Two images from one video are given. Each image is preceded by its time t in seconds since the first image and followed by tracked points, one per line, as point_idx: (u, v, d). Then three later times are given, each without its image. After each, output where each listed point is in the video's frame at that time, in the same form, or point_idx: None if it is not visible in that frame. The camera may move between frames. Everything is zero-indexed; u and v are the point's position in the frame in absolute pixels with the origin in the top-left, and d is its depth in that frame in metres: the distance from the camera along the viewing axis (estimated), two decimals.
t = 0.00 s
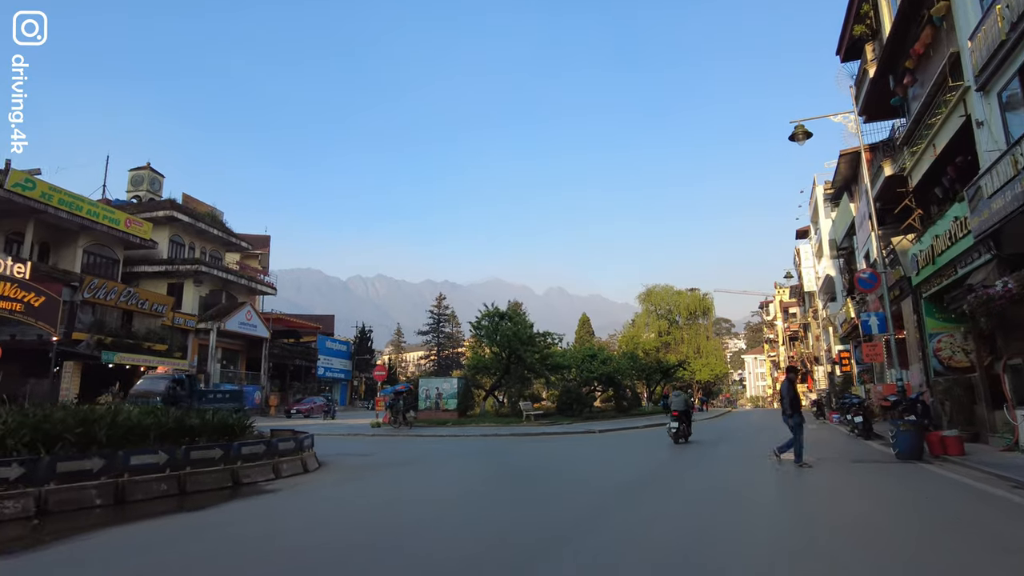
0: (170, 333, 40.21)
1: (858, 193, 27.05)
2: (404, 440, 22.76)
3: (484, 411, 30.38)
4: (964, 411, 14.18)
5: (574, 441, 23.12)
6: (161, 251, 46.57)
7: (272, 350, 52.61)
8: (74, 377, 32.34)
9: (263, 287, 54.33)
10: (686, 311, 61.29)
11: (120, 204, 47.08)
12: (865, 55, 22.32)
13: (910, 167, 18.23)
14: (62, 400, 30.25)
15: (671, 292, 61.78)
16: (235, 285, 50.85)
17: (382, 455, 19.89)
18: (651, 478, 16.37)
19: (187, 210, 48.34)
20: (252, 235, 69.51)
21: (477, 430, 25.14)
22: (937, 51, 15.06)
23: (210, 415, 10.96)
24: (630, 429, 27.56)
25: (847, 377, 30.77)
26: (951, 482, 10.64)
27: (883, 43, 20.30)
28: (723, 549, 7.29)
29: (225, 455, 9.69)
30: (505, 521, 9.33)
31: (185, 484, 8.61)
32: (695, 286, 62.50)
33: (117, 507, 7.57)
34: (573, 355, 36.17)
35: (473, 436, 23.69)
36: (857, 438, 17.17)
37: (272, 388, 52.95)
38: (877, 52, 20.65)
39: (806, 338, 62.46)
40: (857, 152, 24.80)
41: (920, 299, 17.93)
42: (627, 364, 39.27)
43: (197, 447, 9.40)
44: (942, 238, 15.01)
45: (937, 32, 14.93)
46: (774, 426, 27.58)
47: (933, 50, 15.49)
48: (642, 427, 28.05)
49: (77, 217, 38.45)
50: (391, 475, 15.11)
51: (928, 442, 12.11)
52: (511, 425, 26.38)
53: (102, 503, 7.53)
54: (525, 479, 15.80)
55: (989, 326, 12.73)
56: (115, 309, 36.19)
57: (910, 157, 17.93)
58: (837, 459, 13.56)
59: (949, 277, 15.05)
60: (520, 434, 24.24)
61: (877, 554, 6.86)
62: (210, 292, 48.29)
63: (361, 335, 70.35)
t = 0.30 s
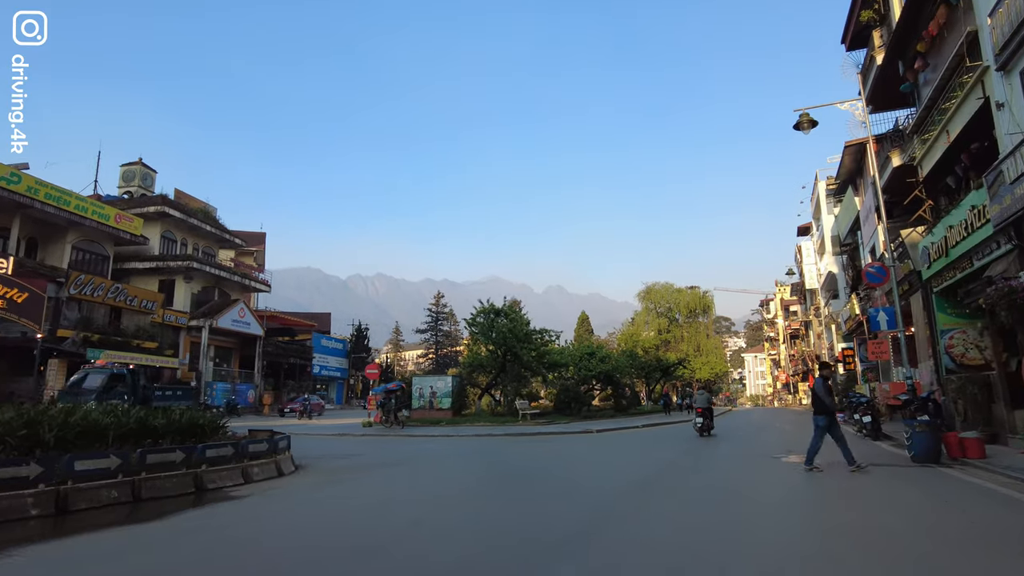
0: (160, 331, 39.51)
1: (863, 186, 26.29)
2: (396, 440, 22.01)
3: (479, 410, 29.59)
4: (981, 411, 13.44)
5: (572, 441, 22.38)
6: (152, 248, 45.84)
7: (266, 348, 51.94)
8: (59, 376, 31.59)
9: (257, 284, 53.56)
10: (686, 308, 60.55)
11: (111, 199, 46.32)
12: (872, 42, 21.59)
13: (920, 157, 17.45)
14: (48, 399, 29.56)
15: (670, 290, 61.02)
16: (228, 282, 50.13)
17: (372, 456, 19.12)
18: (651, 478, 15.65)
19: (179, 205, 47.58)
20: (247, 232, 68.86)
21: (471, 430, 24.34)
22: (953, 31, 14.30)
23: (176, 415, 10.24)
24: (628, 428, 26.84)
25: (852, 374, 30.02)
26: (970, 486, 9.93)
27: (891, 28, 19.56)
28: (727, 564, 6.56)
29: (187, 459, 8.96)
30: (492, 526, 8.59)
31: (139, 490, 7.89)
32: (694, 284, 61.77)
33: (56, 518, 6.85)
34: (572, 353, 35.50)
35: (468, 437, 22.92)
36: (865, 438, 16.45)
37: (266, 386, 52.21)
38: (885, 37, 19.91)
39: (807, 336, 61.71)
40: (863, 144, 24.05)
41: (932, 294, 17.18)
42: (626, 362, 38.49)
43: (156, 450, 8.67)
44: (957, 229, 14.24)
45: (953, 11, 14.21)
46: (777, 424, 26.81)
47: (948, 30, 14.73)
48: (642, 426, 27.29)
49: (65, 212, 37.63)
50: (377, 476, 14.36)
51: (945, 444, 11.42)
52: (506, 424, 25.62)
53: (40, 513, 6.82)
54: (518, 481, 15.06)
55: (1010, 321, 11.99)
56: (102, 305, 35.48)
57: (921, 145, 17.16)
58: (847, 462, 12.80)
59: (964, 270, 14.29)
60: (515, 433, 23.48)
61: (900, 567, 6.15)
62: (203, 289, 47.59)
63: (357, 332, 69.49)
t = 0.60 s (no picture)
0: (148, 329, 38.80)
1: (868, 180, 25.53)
2: (386, 441, 21.23)
3: (473, 410, 28.81)
4: (998, 410, 12.74)
5: (568, 442, 21.62)
6: (143, 244, 45.10)
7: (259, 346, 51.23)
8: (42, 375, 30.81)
9: (250, 282, 52.78)
10: (685, 307, 59.79)
11: (101, 195, 45.54)
12: (878, 29, 20.87)
13: (930, 146, 16.70)
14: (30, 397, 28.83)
15: (670, 288, 60.29)
16: (219, 280, 49.39)
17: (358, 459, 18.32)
18: (654, 480, 14.86)
19: (170, 201, 46.82)
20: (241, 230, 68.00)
21: (464, 430, 23.54)
22: (969, 10, 13.56)
23: (135, 416, 9.49)
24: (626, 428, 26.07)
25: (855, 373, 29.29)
26: (990, 490, 9.21)
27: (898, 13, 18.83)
28: None
29: (139, 464, 8.19)
30: (470, 530, 7.81)
31: (80, 499, 7.14)
32: (694, 282, 61.03)
33: None
34: (568, 351, 34.81)
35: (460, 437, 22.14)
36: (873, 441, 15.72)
37: (259, 385, 51.44)
38: (891, 23, 19.18)
39: (808, 334, 60.94)
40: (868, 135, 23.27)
41: (942, 289, 16.46)
42: (625, 360, 37.72)
43: (104, 453, 7.90)
44: (973, 219, 13.47)
45: None
46: (779, 425, 26.10)
47: (962, 11, 14.00)
48: (640, 426, 26.60)
49: (52, 207, 36.82)
50: (361, 478, 13.59)
51: (963, 446, 10.69)
52: (500, 424, 24.87)
53: None
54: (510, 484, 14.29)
55: None
56: (89, 303, 34.77)
57: (931, 134, 16.41)
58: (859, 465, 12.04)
59: (980, 261, 13.53)
60: (510, 434, 22.72)
61: None
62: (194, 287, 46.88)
63: (353, 330, 68.55)
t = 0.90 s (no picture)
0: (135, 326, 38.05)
1: (872, 172, 24.76)
2: (374, 443, 20.43)
3: (466, 409, 28.01)
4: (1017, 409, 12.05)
5: (564, 442, 20.84)
6: (132, 240, 44.30)
7: (250, 344, 50.47)
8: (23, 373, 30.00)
9: (242, 279, 51.99)
10: (684, 304, 59.06)
11: (88, 190, 44.71)
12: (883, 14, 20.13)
13: (939, 133, 15.91)
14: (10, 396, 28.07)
15: (668, 286, 59.61)
16: (210, 276, 48.58)
17: (344, 460, 17.55)
18: (656, 481, 14.10)
19: (160, 196, 46.00)
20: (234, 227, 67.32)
21: (456, 430, 22.74)
22: None
23: (84, 416, 8.68)
24: (623, 427, 25.28)
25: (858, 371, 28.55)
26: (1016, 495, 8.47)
27: None
28: None
29: (81, 469, 7.37)
30: (449, 537, 7.06)
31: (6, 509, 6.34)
32: (692, 280, 60.32)
33: None
34: (564, 349, 34.19)
35: (450, 437, 21.37)
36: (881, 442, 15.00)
37: (251, 384, 50.60)
38: (898, 7, 18.42)
39: (808, 332, 60.17)
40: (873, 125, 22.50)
41: (952, 283, 15.70)
42: (622, 358, 36.97)
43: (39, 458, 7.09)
44: (988, 206, 12.71)
45: None
46: (781, 424, 25.35)
47: None
48: (638, 425, 25.82)
49: (37, 202, 35.94)
50: (342, 481, 12.81)
51: (984, 450, 9.96)
52: (494, 424, 24.07)
53: None
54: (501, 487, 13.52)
55: None
56: (73, 299, 34.01)
57: (941, 120, 15.63)
58: (872, 468, 11.29)
59: (996, 252, 12.77)
60: (504, 434, 21.92)
61: None
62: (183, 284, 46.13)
63: (348, 328, 67.62)
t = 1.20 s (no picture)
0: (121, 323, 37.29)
1: (875, 164, 23.99)
2: (359, 443, 19.56)
3: (458, 407, 27.18)
4: None
5: (557, 442, 20.02)
6: (119, 236, 43.44)
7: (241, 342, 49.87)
8: None
9: (232, 275, 51.09)
10: (681, 302, 58.33)
11: (74, 184, 43.80)
12: None
13: (949, 118, 15.17)
14: None
15: (665, 283, 58.88)
16: (199, 272, 47.75)
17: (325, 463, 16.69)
18: (657, 483, 13.27)
19: (147, 190, 45.12)
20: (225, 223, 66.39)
21: (445, 430, 21.90)
22: None
23: (18, 417, 7.80)
24: (619, 426, 24.50)
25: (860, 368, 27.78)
26: None
27: None
28: None
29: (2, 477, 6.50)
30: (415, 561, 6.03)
31: None
32: (690, 277, 59.57)
33: None
34: (559, 346, 33.44)
35: (438, 437, 20.56)
36: (888, 442, 14.24)
37: (241, 382, 49.70)
38: None
39: (807, 330, 59.44)
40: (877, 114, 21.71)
41: (962, 276, 14.97)
42: (618, 355, 36.20)
43: None
44: (1004, 192, 11.98)
45: None
46: (780, 423, 24.58)
47: None
48: (634, 424, 25.00)
49: (19, 195, 35.03)
50: (317, 487, 11.95)
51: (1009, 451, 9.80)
52: (485, 423, 23.24)
53: None
54: (489, 492, 12.68)
55: None
56: (54, 295, 33.20)
57: (951, 105, 14.90)
58: (888, 473, 10.47)
59: (1013, 241, 12.05)
60: (495, 433, 21.07)
61: None
62: (172, 280, 45.35)
63: (341, 325, 66.66)
